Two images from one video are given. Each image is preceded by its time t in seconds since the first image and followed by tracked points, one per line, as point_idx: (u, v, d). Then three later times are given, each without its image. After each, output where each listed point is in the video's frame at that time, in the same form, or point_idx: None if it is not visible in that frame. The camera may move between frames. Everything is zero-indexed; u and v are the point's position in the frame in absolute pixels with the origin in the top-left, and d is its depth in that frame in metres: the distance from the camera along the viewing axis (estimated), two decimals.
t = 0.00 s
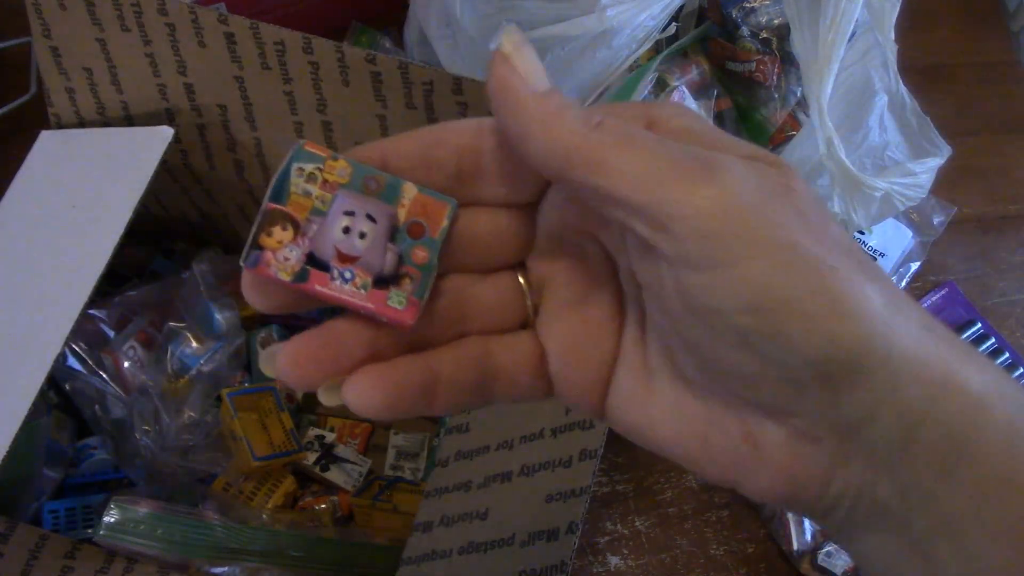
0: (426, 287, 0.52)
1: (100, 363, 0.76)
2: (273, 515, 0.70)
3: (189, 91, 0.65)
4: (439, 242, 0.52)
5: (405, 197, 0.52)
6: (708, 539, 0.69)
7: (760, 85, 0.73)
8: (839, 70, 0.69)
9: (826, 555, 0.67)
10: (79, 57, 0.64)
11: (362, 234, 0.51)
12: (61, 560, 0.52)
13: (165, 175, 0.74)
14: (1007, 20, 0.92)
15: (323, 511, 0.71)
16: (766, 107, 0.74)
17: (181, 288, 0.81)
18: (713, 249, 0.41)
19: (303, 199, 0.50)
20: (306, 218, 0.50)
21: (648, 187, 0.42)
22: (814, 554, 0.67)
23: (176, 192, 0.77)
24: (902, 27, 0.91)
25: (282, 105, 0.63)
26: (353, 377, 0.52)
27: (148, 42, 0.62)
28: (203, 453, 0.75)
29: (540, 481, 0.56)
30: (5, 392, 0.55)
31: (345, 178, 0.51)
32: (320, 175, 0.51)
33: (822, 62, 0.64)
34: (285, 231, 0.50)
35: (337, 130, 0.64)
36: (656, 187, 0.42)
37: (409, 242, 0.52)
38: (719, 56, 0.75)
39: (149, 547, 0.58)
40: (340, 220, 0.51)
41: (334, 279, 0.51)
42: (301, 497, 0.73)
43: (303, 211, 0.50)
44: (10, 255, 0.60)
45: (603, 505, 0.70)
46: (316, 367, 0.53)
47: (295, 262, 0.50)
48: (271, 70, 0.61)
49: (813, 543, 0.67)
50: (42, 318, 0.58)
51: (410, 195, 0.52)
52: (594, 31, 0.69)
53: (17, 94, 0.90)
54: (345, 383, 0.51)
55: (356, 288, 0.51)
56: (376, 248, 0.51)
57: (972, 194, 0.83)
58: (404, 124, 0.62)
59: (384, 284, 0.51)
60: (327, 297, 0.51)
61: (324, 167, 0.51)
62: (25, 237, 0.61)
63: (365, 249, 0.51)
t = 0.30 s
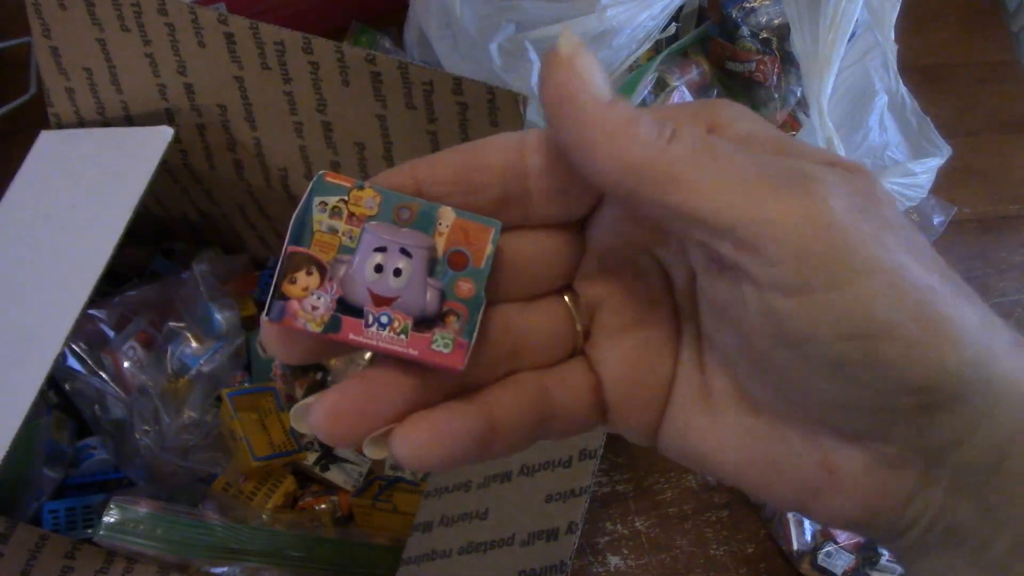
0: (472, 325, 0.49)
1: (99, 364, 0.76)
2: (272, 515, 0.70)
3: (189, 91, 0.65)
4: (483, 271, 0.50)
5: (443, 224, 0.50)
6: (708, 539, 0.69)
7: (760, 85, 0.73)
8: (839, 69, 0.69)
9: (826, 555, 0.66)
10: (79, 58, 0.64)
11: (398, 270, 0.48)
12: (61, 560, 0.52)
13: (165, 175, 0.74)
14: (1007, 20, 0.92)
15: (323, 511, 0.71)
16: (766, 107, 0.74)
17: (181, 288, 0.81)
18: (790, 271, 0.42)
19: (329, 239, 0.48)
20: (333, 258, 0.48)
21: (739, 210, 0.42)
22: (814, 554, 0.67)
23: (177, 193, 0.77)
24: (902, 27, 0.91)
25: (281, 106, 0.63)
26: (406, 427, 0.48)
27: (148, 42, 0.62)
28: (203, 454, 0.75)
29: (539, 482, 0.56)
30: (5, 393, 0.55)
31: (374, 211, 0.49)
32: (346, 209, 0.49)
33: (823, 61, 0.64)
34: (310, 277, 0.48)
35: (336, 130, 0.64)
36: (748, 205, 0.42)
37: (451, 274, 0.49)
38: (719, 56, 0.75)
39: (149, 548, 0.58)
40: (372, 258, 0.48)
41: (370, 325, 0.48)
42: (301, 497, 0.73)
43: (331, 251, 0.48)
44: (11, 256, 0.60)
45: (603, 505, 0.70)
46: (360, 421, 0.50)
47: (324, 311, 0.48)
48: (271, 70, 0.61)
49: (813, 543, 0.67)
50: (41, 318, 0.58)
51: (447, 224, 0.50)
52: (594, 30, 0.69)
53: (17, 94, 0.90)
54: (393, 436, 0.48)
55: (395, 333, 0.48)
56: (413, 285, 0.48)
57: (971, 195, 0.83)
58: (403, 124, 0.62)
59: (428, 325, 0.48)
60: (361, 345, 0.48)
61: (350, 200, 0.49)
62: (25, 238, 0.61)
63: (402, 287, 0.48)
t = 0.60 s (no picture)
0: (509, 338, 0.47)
1: (99, 363, 0.76)
2: (272, 515, 0.70)
3: (189, 91, 0.64)
4: (517, 277, 0.47)
5: (470, 227, 0.47)
6: (708, 539, 0.69)
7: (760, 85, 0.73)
8: (839, 69, 0.69)
9: (826, 556, 0.66)
10: (79, 57, 0.64)
11: (426, 284, 0.46)
12: (62, 560, 0.52)
13: (165, 175, 0.74)
14: (1007, 21, 0.92)
15: (323, 512, 0.71)
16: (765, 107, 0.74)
17: (181, 288, 0.81)
18: (856, 353, 0.40)
19: (348, 251, 0.46)
20: (354, 270, 0.46)
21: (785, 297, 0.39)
22: (814, 554, 0.67)
23: (177, 193, 0.77)
24: (902, 28, 0.91)
25: (281, 105, 0.63)
26: (446, 448, 0.48)
27: (148, 42, 0.62)
28: (203, 453, 0.75)
29: (538, 482, 0.56)
30: (4, 392, 0.54)
31: (393, 216, 0.46)
32: (363, 215, 0.46)
33: (823, 62, 0.65)
34: (330, 296, 0.45)
35: (336, 130, 0.64)
36: (806, 306, 0.39)
37: (482, 283, 0.47)
38: (718, 56, 0.75)
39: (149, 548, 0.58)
40: (397, 271, 0.46)
41: (402, 346, 0.46)
42: (301, 497, 0.73)
43: (349, 262, 0.46)
44: (11, 257, 0.60)
45: (603, 505, 0.70)
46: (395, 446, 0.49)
47: (348, 332, 0.45)
48: (271, 70, 0.61)
49: (813, 543, 0.67)
50: (40, 318, 0.58)
51: (475, 226, 0.47)
52: (594, 30, 0.69)
53: (16, 94, 0.90)
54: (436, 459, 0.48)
55: (429, 353, 0.46)
56: (444, 297, 0.46)
57: (971, 194, 0.83)
58: (403, 124, 0.62)
59: (463, 341, 0.46)
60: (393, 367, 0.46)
61: (366, 206, 0.46)
62: (25, 238, 0.61)
63: (432, 301, 0.46)
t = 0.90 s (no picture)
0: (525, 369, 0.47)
1: (99, 364, 0.76)
2: (272, 515, 0.70)
3: (189, 91, 0.65)
4: (530, 305, 0.47)
5: (482, 254, 0.46)
6: (708, 539, 0.69)
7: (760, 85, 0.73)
8: (840, 69, 0.69)
9: (826, 556, 0.66)
10: (80, 58, 0.64)
11: (440, 317, 0.45)
12: (61, 560, 0.52)
13: (165, 175, 0.74)
14: (1007, 21, 0.92)
15: (322, 512, 0.71)
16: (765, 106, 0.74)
17: (181, 288, 0.81)
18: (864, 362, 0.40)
19: (356, 284, 0.45)
20: (362, 304, 0.45)
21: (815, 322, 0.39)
22: (814, 554, 0.67)
23: (177, 193, 0.77)
24: (902, 28, 0.91)
25: (281, 106, 0.63)
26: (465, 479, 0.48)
27: (148, 42, 0.62)
28: (203, 453, 0.75)
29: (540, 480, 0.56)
30: (4, 392, 0.54)
31: (401, 244, 0.45)
32: (369, 243, 0.45)
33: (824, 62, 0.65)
34: (341, 334, 0.44)
35: (336, 130, 0.64)
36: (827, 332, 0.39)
37: (495, 312, 0.47)
38: (719, 56, 0.75)
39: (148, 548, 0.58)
40: (409, 304, 0.45)
41: (417, 385, 0.45)
42: (301, 497, 0.72)
43: (355, 293, 0.45)
44: (11, 257, 0.60)
45: (603, 505, 0.70)
46: (411, 484, 0.48)
47: (360, 371, 0.44)
48: (271, 70, 0.61)
49: (813, 543, 0.67)
50: (40, 318, 0.58)
51: (486, 252, 0.46)
52: (594, 30, 0.69)
53: (17, 94, 0.90)
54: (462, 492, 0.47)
55: (445, 391, 0.45)
56: (459, 332, 0.45)
57: (971, 195, 0.83)
58: (402, 124, 0.62)
59: (478, 376, 0.46)
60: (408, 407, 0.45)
61: (373, 233, 0.45)
62: (25, 238, 0.61)
63: (447, 336, 0.45)
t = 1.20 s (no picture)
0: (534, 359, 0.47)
1: (99, 363, 0.76)
2: (272, 515, 0.70)
3: (189, 91, 0.64)
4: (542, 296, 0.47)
5: (494, 246, 0.46)
6: (708, 539, 0.69)
7: (760, 85, 0.73)
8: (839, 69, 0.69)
9: (826, 555, 0.66)
10: (80, 58, 0.64)
11: (453, 305, 0.45)
12: (61, 560, 0.52)
13: (165, 175, 0.74)
14: (1007, 20, 0.92)
15: (323, 512, 0.71)
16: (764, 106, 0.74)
17: (181, 288, 0.81)
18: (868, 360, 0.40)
19: (371, 276, 0.45)
20: (378, 293, 0.45)
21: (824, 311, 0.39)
22: (814, 554, 0.67)
23: (177, 193, 0.77)
24: (901, 28, 0.91)
25: (281, 106, 0.63)
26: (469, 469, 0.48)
27: (148, 42, 0.62)
28: (203, 453, 0.75)
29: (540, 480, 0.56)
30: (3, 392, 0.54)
31: (416, 237, 0.45)
32: (385, 234, 0.45)
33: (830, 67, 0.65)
34: (355, 322, 0.44)
35: (336, 131, 0.64)
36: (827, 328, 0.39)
37: (507, 302, 0.47)
38: (719, 56, 0.75)
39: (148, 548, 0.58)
40: (423, 294, 0.45)
41: (428, 371, 0.45)
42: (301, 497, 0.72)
43: (371, 283, 0.45)
44: (11, 257, 0.60)
45: (603, 505, 0.70)
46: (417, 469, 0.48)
47: (374, 359, 0.45)
48: (271, 70, 0.61)
49: (813, 543, 0.67)
50: (40, 318, 0.57)
51: (499, 243, 0.46)
52: (594, 30, 0.69)
53: (16, 94, 0.90)
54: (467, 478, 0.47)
55: (456, 378, 0.45)
56: (472, 320, 0.46)
57: (971, 196, 0.83)
58: (402, 125, 0.62)
59: (488, 364, 0.46)
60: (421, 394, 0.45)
61: (389, 223, 0.45)
62: (25, 238, 0.61)
63: (458, 325, 0.45)
